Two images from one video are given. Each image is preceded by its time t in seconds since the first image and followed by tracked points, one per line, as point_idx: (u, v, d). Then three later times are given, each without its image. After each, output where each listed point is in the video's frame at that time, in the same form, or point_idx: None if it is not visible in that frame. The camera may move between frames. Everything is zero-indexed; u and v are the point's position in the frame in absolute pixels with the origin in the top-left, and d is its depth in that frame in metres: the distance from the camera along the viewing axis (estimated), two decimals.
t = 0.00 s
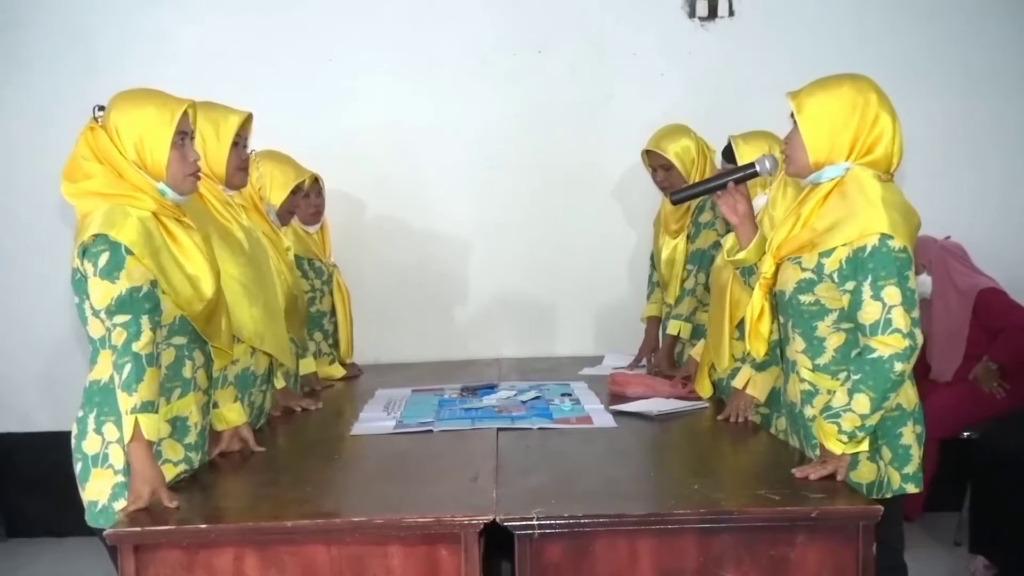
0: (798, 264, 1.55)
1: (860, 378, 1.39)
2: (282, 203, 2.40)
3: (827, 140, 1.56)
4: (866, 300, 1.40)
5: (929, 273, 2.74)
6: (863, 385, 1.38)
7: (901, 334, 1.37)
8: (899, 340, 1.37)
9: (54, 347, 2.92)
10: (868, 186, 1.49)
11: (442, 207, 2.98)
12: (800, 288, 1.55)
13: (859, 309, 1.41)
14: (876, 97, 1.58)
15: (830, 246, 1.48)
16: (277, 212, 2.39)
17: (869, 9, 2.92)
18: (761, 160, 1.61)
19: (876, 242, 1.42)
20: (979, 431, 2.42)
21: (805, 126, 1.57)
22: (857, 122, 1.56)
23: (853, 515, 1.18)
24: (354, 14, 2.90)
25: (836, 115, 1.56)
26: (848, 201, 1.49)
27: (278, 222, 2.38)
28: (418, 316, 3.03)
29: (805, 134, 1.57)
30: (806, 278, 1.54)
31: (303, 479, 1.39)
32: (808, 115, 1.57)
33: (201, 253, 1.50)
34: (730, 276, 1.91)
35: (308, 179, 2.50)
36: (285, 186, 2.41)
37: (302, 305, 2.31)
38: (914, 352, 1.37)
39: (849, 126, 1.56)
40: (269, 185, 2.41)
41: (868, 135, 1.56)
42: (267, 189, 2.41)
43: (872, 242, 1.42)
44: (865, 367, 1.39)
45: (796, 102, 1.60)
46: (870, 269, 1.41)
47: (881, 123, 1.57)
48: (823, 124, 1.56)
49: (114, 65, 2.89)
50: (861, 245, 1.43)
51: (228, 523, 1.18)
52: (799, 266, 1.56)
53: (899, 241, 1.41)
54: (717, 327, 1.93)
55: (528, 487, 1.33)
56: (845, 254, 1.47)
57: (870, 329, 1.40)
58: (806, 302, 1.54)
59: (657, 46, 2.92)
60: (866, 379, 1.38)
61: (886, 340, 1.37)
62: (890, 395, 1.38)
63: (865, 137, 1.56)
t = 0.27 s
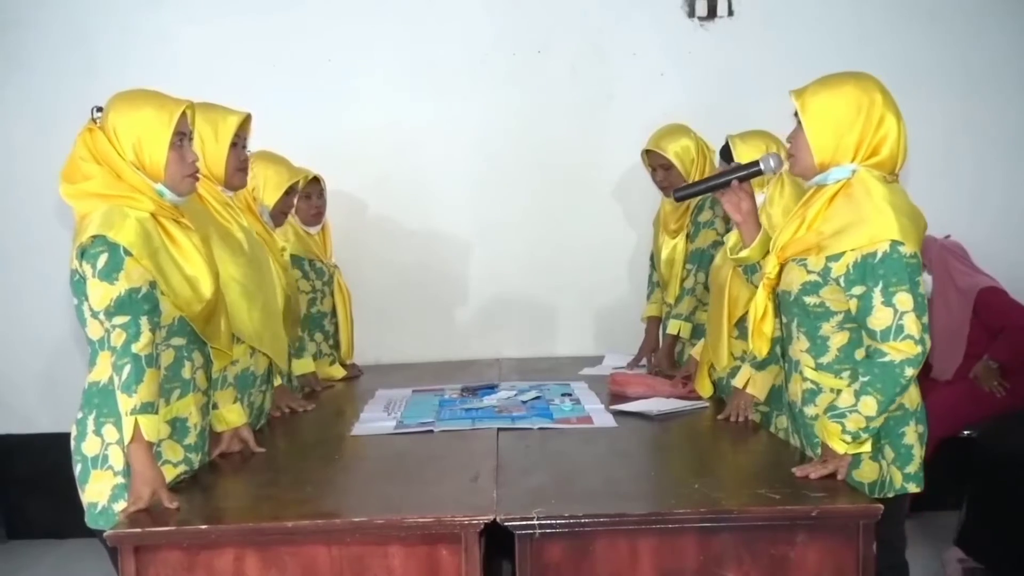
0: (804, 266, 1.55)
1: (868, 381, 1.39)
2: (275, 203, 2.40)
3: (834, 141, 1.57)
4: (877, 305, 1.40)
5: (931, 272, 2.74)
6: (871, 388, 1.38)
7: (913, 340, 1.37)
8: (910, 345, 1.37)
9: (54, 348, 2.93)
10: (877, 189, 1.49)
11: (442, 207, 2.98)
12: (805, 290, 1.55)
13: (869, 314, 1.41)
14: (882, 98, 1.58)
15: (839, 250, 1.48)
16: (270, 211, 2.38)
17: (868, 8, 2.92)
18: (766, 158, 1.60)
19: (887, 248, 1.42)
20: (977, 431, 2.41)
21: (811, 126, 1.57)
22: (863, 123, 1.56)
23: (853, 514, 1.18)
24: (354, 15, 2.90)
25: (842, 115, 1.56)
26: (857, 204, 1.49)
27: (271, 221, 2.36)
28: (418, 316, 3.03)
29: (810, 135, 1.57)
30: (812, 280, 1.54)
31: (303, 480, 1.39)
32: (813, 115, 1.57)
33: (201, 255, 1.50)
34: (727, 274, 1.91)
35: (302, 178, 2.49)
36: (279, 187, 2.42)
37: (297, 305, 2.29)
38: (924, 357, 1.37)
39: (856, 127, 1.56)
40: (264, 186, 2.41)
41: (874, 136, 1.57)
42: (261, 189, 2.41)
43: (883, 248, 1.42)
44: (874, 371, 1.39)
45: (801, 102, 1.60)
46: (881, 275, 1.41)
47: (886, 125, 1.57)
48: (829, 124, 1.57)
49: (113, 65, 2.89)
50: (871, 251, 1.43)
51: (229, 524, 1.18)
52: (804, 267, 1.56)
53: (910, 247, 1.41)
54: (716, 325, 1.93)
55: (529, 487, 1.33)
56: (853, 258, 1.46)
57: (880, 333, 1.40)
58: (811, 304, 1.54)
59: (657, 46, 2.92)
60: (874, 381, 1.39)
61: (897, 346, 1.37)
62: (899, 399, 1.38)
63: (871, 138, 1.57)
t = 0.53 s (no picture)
0: (805, 265, 1.55)
1: (868, 381, 1.39)
2: (268, 200, 2.37)
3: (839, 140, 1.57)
4: (878, 306, 1.40)
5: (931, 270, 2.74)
6: (870, 388, 1.39)
7: (914, 342, 1.37)
8: (911, 347, 1.37)
9: (53, 346, 2.92)
10: (880, 190, 1.49)
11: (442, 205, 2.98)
12: (807, 289, 1.55)
13: (870, 314, 1.41)
14: (890, 98, 1.57)
15: (841, 250, 1.48)
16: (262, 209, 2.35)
17: (868, 8, 2.92)
18: (772, 155, 1.61)
19: (888, 249, 1.42)
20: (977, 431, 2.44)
21: (815, 124, 1.58)
22: (869, 123, 1.56)
23: (852, 512, 1.18)
24: (353, 13, 2.90)
25: (848, 114, 1.57)
26: (860, 205, 1.49)
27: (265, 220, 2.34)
28: (417, 315, 3.03)
29: (815, 132, 1.58)
30: (813, 280, 1.54)
31: (302, 477, 1.39)
32: (819, 113, 1.58)
33: (200, 252, 1.50)
34: (724, 273, 1.92)
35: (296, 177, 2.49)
36: (274, 185, 2.40)
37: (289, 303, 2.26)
38: (924, 359, 1.38)
39: (861, 127, 1.56)
40: (258, 185, 2.40)
41: (880, 137, 1.56)
42: (255, 188, 2.40)
43: (885, 249, 1.42)
44: (874, 372, 1.39)
45: (807, 99, 1.60)
46: (883, 275, 1.41)
47: (893, 125, 1.57)
48: (834, 123, 1.57)
49: (113, 64, 2.88)
50: (874, 252, 1.43)
51: (228, 521, 1.18)
52: (806, 266, 1.55)
53: (913, 249, 1.41)
54: (713, 322, 1.93)
55: (528, 485, 1.33)
56: (855, 258, 1.46)
57: (881, 334, 1.40)
58: (812, 303, 1.54)
59: (657, 45, 2.92)
60: (874, 382, 1.39)
61: (898, 347, 1.37)
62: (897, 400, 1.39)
63: (877, 138, 1.56)
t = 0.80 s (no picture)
0: (806, 263, 1.55)
1: (868, 381, 1.40)
2: (266, 198, 2.37)
3: (841, 139, 1.57)
4: (879, 306, 1.40)
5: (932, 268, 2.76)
6: (870, 388, 1.39)
7: (914, 342, 1.37)
8: (911, 347, 1.37)
9: (53, 343, 2.92)
10: (882, 189, 1.49)
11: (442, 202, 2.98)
12: (808, 288, 1.54)
13: (871, 314, 1.41)
14: (894, 97, 1.57)
15: (842, 249, 1.48)
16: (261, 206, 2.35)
17: (868, 5, 2.92)
18: (774, 151, 1.58)
19: (889, 249, 1.42)
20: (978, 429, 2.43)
21: (818, 123, 1.58)
22: (871, 122, 1.56)
23: (851, 510, 1.18)
24: (353, 9, 2.89)
25: (851, 113, 1.56)
26: (862, 204, 1.49)
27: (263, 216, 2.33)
28: (417, 311, 3.03)
29: (817, 130, 1.58)
30: (814, 279, 1.53)
31: (302, 474, 1.39)
32: (822, 111, 1.57)
33: (200, 249, 1.50)
34: (721, 266, 1.92)
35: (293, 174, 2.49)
36: (270, 181, 2.40)
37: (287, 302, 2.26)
38: (924, 359, 1.38)
39: (864, 127, 1.56)
40: (256, 180, 2.39)
41: (882, 136, 1.56)
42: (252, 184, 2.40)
43: (886, 249, 1.42)
44: (875, 372, 1.39)
45: (812, 96, 1.59)
46: (884, 276, 1.41)
47: (896, 125, 1.56)
48: (837, 121, 1.57)
49: (112, 60, 2.88)
50: (874, 252, 1.43)
51: (228, 518, 1.18)
52: (807, 265, 1.55)
53: (914, 249, 1.41)
54: (709, 316, 1.94)
55: (527, 482, 1.33)
56: (856, 258, 1.46)
57: (882, 334, 1.40)
58: (813, 301, 1.54)
59: (658, 42, 2.92)
60: (874, 381, 1.39)
61: (899, 347, 1.38)
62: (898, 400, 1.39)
63: (879, 138, 1.56)
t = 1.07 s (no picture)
0: (807, 263, 1.55)
1: (868, 380, 1.40)
2: (273, 199, 2.37)
3: (842, 139, 1.57)
4: (879, 306, 1.41)
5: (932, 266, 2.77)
6: (870, 387, 1.40)
7: (914, 342, 1.37)
8: (912, 347, 1.37)
9: (53, 341, 2.92)
10: (884, 190, 1.49)
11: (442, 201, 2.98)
12: (809, 287, 1.54)
13: (872, 314, 1.42)
14: (894, 95, 1.56)
15: (842, 249, 1.48)
16: (267, 207, 2.36)
17: (869, 4, 2.91)
18: (777, 149, 1.56)
19: (890, 249, 1.42)
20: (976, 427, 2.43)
21: (819, 123, 1.57)
22: (873, 122, 1.56)
23: (852, 509, 1.18)
24: (353, 8, 2.89)
25: (852, 113, 1.56)
26: (863, 204, 1.49)
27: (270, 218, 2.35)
28: (417, 310, 3.03)
29: (819, 131, 1.58)
30: (815, 278, 1.53)
31: (303, 473, 1.39)
32: (823, 111, 1.57)
33: (200, 248, 1.50)
34: (722, 264, 1.93)
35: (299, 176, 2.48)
36: (277, 183, 2.40)
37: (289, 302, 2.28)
38: (924, 359, 1.38)
39: (865, 126, 1.55)
40: (263, 181, 2.39)
41: (884, 135, 1.56)
42: (259, 187, 2.39)
43: (886, 249, 1.42)
44: (875, 371, 1.40)
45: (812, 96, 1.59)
46: (884, 276, 1.41)
47: (897, 123, 1.56)
48: (838, 121, 1.57)
49: (112, 59, 2.88)
50: (875, 251, 1.43)
51: (228, 517, 1.18)
52: (808, 264, 1.55)
53: (914, 249, 1.41)
54: (709, 313, 1.94)
55: (528, 480, 1.33)
56: (855, 258, 1.46)
57: (882, 334, 1.40)
58: (814, 301, 1.54)
59: (658, 40, 2.91)
60: (874, 381, 1.40)
61: (899, 347, 1.38)
62: (897, 400, 1.39)
63: (881, 137, 1.56)
